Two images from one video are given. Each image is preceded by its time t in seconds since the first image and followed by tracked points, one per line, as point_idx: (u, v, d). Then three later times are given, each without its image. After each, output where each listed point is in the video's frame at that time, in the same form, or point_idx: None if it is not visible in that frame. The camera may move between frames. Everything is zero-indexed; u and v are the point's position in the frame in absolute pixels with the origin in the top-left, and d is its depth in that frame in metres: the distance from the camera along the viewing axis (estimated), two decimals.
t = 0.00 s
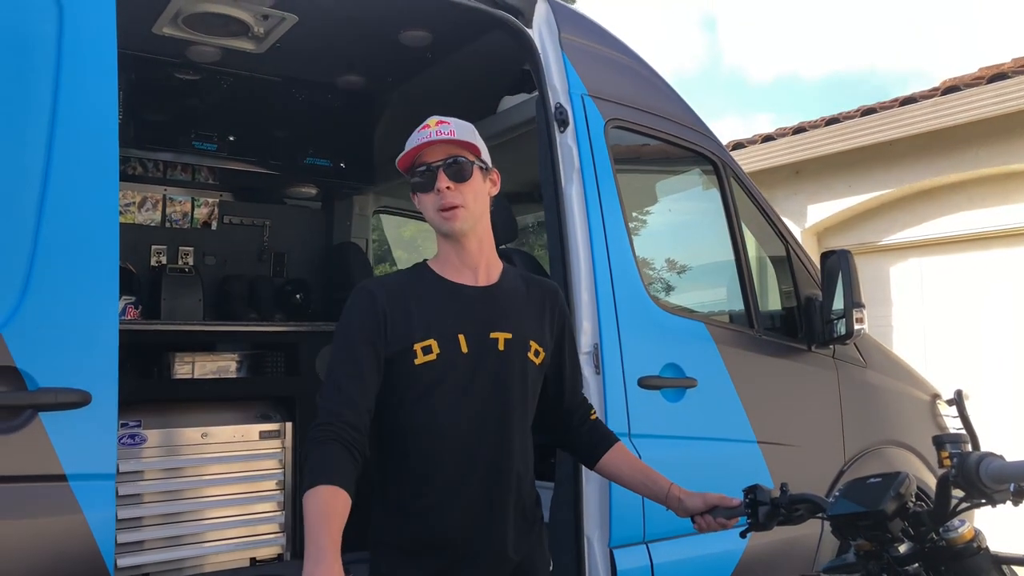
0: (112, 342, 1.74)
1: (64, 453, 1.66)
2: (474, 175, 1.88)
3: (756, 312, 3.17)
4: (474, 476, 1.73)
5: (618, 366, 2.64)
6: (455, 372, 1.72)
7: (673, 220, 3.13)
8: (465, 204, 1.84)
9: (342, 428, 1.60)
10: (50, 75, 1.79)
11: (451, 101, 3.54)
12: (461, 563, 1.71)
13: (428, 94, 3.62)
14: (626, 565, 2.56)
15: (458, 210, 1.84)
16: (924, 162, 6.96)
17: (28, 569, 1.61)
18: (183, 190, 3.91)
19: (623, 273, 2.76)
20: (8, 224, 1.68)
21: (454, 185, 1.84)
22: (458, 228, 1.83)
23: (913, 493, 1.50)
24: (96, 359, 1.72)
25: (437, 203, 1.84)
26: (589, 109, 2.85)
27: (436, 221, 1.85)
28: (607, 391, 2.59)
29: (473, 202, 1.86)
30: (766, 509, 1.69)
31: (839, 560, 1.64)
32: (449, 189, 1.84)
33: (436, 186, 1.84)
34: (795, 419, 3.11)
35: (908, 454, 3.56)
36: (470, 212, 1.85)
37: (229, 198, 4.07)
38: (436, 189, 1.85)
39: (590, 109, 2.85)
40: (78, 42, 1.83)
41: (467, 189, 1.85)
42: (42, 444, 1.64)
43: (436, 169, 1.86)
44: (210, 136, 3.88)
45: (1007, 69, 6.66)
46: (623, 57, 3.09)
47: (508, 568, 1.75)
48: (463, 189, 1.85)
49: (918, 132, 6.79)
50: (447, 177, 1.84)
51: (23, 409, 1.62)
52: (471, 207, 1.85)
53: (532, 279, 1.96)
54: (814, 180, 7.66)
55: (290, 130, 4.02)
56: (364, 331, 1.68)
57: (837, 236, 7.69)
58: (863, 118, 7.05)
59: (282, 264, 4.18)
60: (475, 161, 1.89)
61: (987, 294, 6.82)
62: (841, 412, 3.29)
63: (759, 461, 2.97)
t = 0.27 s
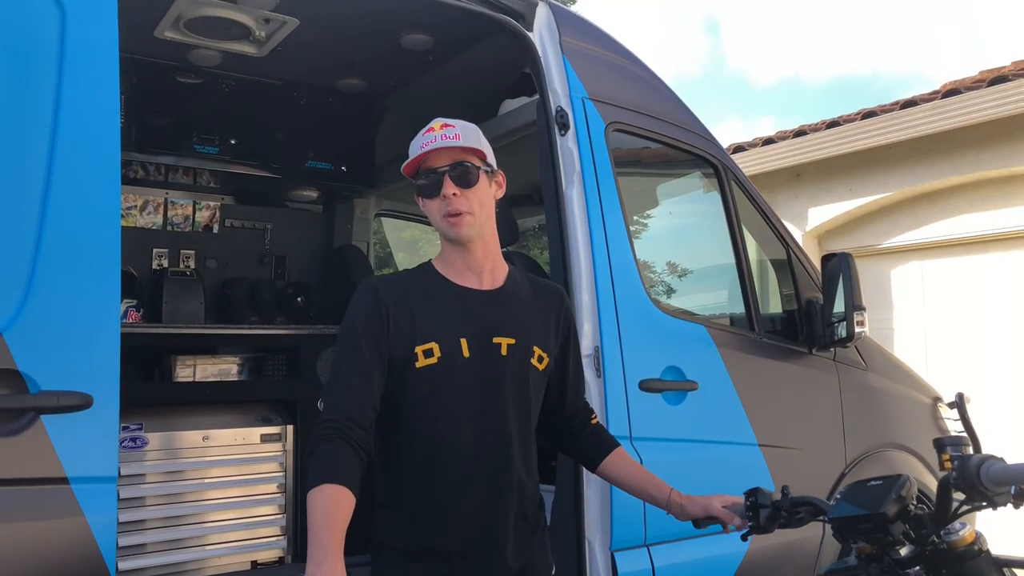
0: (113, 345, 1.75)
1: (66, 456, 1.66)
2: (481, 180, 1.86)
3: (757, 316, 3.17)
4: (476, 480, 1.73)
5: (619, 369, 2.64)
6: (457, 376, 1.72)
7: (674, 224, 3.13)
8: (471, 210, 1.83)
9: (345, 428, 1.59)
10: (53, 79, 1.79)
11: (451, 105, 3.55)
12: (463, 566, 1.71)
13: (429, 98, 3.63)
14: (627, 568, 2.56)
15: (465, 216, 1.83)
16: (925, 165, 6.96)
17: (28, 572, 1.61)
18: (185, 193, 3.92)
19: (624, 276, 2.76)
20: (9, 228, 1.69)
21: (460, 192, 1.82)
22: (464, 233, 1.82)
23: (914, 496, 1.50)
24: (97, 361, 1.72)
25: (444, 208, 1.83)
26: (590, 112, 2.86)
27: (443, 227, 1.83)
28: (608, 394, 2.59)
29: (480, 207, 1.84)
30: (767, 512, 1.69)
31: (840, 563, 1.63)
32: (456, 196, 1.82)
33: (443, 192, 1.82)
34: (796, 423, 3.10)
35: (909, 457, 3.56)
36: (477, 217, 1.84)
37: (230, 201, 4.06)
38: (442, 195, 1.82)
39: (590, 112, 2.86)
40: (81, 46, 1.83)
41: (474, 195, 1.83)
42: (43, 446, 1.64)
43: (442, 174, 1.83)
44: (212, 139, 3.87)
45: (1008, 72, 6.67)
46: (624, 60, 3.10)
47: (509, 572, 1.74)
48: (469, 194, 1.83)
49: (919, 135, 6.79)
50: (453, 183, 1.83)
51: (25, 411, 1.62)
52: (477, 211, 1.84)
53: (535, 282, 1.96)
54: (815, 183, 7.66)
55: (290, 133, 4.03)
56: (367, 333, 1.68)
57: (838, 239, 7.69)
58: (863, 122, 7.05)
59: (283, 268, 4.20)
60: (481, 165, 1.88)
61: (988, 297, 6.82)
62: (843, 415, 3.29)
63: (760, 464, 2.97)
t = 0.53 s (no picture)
0: (111, 346, 1.75)
1: (65, 457, 1.66)
2: (486, 182, 1.86)
3: (757, 317, 3.16)
4: (473, 482, 1.72)
5: (619, 371, 2.63)
6: (454, 377, 1.72)
7: (674, 226, 3.12)
8: (476, 211, 1.83)
9: (343, 428, 1.59)
10: (52, 80, 1.80)
11: (452, 107, 3.56)
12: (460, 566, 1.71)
13: (429, 100, 3.63)
14: (626, 570, 2.55)
15: (469, 217, 1.83)
16: (927, 166, 6.95)
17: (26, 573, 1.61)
18: (186, 195, 3.91)
19: (624, 277, 2.76)
20: (7, 228, 1.69)
21: (466, 194, 1.82)
22: (468, 234, 1.82)
23: (912, 497, 1.50)
24: (95, 361, 1.72)
25: (448, 209, 1.82)
26: (589, 113, 2.86)
27: (446, 228, 1.83)
28: (608, 396, 2.59)
29: (485, 209, 1.84)
30: (765, 513, 1.69)
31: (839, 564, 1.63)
32: (462, 198, 1.82)
33: (449, 193, 1.82)
34: (797, 424, 3.10)
35: (910, 459, 3.55)
36: (481, 219, 1.84)
37: (231, 202, 4.07)
38: (448, 196, 1.82)
39: (590, 113, 2.86)
40: (80, 48, 1.84)
41: (480, 197, 1.83)
42: (42, 447, 1.64)
43: (448, 175, 1.83)
44: (212, 141, 3.91)
45: (1010, 73, 6.66)
46: (623, 61, 3.09)
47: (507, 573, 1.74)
48: (475, 197, 1.83)
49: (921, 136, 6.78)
50: (459, 185, 1.82)
51: (23, 412, 1.62)
52: (482, 213, 1.84)
53: (534, 283, 1.95)
54: (816, 184, 7.66)
55: (290, 135, 4.06)
56: (364, 333, 1.68)
57: (840, 240, 7.68)
58: (865, 123, 7.05)
59: (285, 269, 4.19)
60: (487, 167, 1.88)
61: (990, 298, 6.81)
62: (843, 417, 3.28)
63: (761, 465, 2.96)
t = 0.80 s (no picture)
0: (111, 346, 1.75)
1: (65, 456, 1.66)
2: (490, 184, 1.85)
3: (760, 317, 3.15)
4: (473, 481, 1.72)
5: (621, 371, 2.63)
6: (454, 376, 1.72)
7: (677, 227, 3.11)
8: (478, 214, 1.82)
9: (343, 426, 1.59)
10: (52, 80, 1.80)
11: (454, 107, 3.55)
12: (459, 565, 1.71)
13: (431, 100, 3.63)
14: (628, 571, 2.54)
15: (471, 220, 1.82)
16: (932, 166, 6.93)
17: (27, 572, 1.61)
18: (189, 195, 3.92)
19: (626, 277, 2.75)
20: (8, 227, 1.69)
21: (469, 197, 1.81)
22: (469, 236, 1.81)
23: (914, 498, 1.49)
24: (94, 360, 1.72)
25: (450, 211, 1.82)
26: (591, 113, 2.85)
27: (447, 229, 1.82)
28: (610, 396, 2.58)
29: (487, 211, 1.83)
30: (767, 513, 1.68)
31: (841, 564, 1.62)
32: (463, 202, 1.81)
33: (452, 196, 1.81)
34: (800, 425, 3.09)
35: (914, 460, 3.53)
36: (483, 221, 1.83)
37: (234, 203, 4.07)
38: (451, 199, 1.81)
39: (592, 113, 2.85)
40: (81, 47, 1.84)
41: (483, 200, 1.82)
42: (42, 447, 1.64)
43: (451, 177, 1.82)
44: (214, 141, 3.90)
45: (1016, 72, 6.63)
46: (626, 61, 3.09)
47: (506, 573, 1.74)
48: (478, 200, 1.81)
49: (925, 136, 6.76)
50: (462, 188, 1.81)
51: (23, 412, 1.62)
52: (484, 216, 1.83)
53: (535, 283, 1.95)
54: (820, 184, 7.64)
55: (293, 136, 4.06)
56: (364, 331, 1.67)
57: (845, 241, 7.66)
58: (869, 123, 7.03)
59: (287, 270, 4.19)
60: (491, 169, 1.86)
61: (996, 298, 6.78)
62: (847, 417, 3.27)
63: (763, 466, 2.95)
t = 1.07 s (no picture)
0: (109, 345, 1.75)
1: (63, 455, 1.66)
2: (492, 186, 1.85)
3: (764, 317, 3.14)
4: (468, 478, 1.72)
5: (622, 370, 2.62)
6: (450, 372, 1.71)
7: (681, 227, 3.10)
8: (479, 216, 1.82)
9: (336, 426, 1.59)
10: (51, 79, 1.80)
11: (456, 106, 3.55)
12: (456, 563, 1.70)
13: (434, 100, 3.63)
14: (629, 571, 2.53)
15: (471, 221, 1.82)
16: (938, 165, 6.90)
17: (25, 571, 1.61)
18: (192, 195, 3.94)
19: (627, 275, 2.74)
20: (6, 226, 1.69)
21: (473, 199, 1.80)
22: (469, 236, 1.81)
23: (915, 497, 1.47)
24: (92, 359, 1.72)
25: (451, 210, 1.81)
26: (593, 112, 2.84)
27: (447, 227, 1.81)
28: (612, 395, 2.57)
29: (487, 213, 1.84)
30: (768, 513, 1.66)
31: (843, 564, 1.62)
32: (467, 202, 1.80)
33: (455, 196, 1.80)
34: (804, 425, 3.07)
35: (919, 460, 3.51)
36: (482, 223, 1.83)
37: (236, 203, 4.10)
38: (453, 199, 1.80)
39: (594, 112, 2.84)
40: (80, 47, 1.84)
41: (484, 202, 1.82)
42: (40, 446, 1.64)
43: (456, 177, 1.81)
44: (217, 141, 3.91)
45: (1023, 70, 6.60)
46: (628, 59, 3.08)
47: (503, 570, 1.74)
48: (480, 202, 1.81)
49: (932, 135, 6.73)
50: (466, 189, 1.80)
51: (21, 410, 1.62)
52: (483, 217, 1.83)
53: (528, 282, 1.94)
54: (827, 184, 7.61)
55: (297, 136, 4.06)
56: (359, 328, 1.67)
57: (851, 241, 7.63)
58: (875, 122, 7.00)
59: (290, 270, 4.21)
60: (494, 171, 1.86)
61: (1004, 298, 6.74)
62: (851, 417, 3.25)
63: (766, 465, 2.94)
